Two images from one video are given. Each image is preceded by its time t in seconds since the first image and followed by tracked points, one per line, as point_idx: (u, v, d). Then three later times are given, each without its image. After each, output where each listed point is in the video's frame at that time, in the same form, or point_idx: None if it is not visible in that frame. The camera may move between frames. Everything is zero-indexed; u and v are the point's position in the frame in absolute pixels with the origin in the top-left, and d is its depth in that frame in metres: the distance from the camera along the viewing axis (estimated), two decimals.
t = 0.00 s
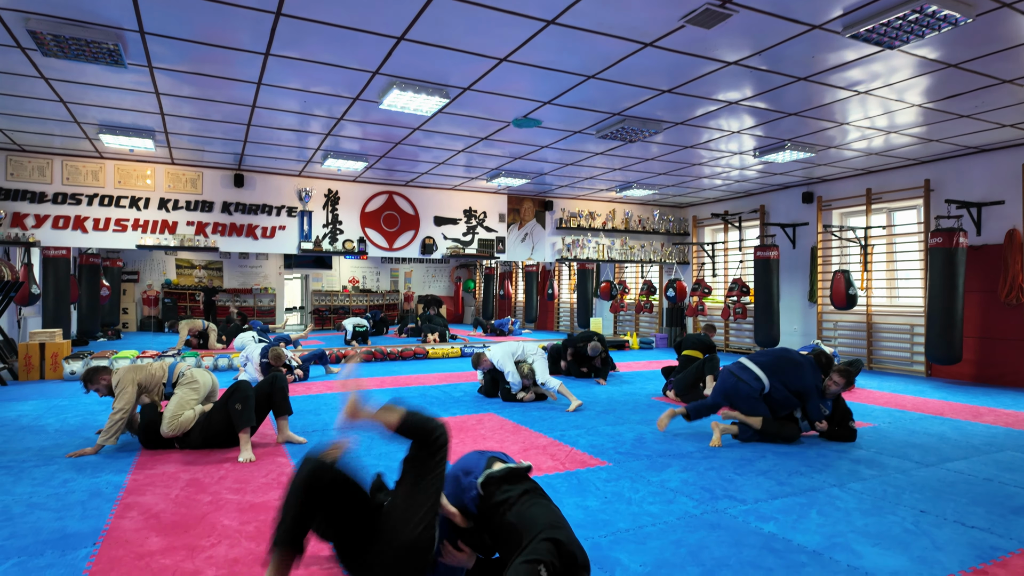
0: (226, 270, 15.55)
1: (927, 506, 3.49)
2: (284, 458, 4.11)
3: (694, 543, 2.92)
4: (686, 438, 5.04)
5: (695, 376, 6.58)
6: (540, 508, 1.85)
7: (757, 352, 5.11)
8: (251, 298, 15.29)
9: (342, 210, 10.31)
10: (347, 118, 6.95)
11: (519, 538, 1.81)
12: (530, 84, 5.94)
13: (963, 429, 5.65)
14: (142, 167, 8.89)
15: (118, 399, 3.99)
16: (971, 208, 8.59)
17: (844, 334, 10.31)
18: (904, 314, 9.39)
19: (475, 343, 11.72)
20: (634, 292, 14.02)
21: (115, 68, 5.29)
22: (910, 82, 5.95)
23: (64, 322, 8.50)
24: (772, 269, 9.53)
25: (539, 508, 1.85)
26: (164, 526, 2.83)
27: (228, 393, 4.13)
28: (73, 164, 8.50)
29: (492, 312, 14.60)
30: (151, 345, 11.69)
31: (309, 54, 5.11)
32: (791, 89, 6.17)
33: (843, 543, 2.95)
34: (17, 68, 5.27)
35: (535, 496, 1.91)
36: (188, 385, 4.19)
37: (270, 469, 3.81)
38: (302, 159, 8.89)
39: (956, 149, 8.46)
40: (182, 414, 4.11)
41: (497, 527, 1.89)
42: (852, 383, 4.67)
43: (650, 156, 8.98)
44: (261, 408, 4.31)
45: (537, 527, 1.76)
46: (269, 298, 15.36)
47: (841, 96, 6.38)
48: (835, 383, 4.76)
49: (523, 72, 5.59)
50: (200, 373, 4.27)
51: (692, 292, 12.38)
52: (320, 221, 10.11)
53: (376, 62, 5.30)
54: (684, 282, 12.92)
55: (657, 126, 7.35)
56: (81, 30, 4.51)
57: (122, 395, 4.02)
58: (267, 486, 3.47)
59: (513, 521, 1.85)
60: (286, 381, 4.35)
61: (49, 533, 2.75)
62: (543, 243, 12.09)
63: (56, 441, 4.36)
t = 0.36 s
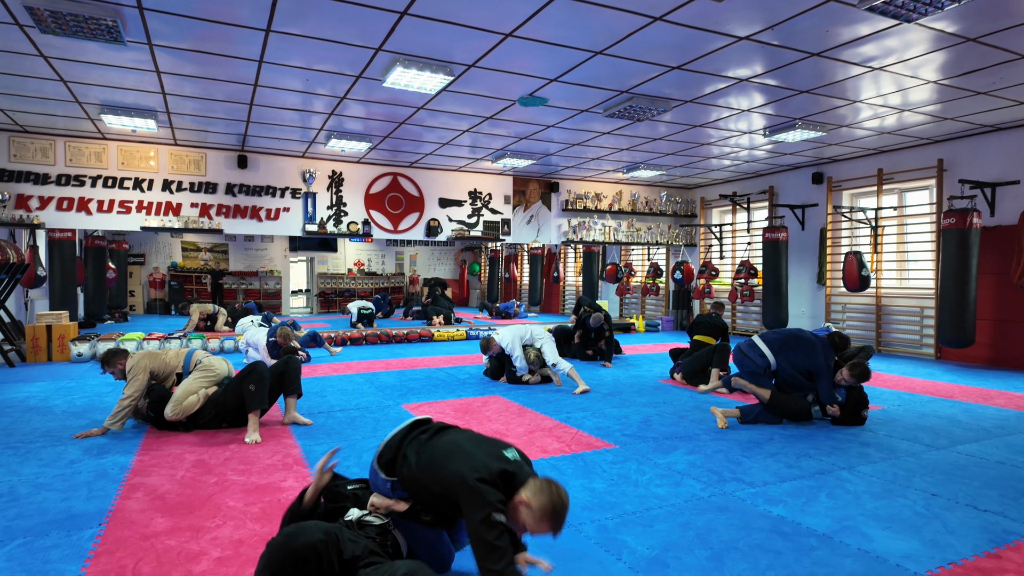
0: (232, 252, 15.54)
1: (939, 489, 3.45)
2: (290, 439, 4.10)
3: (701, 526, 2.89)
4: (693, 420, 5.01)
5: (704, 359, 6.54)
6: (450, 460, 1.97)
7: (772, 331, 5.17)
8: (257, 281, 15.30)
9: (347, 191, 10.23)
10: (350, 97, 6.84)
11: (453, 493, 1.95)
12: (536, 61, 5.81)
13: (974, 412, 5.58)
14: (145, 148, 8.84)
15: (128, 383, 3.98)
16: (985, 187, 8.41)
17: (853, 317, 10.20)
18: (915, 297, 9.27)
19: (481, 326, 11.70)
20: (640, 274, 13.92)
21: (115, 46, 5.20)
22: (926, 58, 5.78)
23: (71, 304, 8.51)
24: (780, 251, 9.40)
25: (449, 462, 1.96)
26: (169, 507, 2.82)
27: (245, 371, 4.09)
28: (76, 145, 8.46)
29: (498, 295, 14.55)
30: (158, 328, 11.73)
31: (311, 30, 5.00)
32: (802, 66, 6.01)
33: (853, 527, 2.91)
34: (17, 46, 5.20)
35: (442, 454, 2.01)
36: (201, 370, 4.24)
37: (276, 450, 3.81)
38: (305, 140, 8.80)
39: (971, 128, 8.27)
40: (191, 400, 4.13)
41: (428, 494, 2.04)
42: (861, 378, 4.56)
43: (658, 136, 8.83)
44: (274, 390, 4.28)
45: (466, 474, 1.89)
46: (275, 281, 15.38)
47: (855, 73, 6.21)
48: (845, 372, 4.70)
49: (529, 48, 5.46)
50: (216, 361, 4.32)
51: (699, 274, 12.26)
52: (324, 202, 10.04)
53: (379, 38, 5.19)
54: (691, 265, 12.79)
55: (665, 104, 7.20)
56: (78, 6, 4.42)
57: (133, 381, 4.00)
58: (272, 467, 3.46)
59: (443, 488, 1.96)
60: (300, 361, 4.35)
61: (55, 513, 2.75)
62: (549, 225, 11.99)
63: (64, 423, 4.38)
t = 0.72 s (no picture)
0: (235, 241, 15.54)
1: (947, 482, 3.40)
2: (290, 429, 4.09)
3: (704, 519, 2.85)
4: (697, 411, 4.96)
5: (707, 348, 6.47)
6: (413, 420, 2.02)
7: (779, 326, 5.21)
8: (260, 269, 15.30)
9: (349, 179, 10.16)
10: (350, 83, 6.74)
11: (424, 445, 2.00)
12: (539, 45, 5.70)
13: (981, 403, 5.52)
14: (145, 135, 8.78)
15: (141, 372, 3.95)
16: (996, 174, 8.26)
17: (859, 306, 10.10)
18: (922, 285, 9.16)
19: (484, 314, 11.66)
20: (645, 263, 13.83)
21: (111, 30, 5.12)
22: (937, 41, 5.64)
23: (74, 293, 8.50)
24: (786, 239, 9.28)
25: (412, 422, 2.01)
26: (167, 498, 2.80)
27: (245, 362, 4.08)
28: (76, 133, 8.41)
29: (501, 283, 14.50)
30: (162, 317, 11.75)
31: (310, 14, 4.91)
32: (811, 49, 5.87)
33: (859, 520, 2.87)
34: (13, 31, 5.12)
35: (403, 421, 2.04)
36: (213, 361, 4.16)
37: (276, 440, 3.79)
38: (306, 127, 8.72)
39: (982, 113, 8.10)
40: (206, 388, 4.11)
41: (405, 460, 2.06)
42: (866, 364, 4.53)
43: (663, 122, 8.70)
44: (278, 380, 4.26)
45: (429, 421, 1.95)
46: (278, 269, 15.38)
47: (865, 57, 6.07)
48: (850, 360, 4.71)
49: (532, 32, 5.35)
50: (229, 353, 4.24)
51: (704, 263, 12.16)
52: (326, 190, 9.97)
53: (379, 22, 5.09)
54: (696, 253, 12.69)
55: (671, 89, 7.07)
56: None
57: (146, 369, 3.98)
58: (272, 458, 3.44)
59: (409, 436, 2.02)
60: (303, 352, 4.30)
61: (52, 505, 2.73)
62: (552, 213, 11.89)
63: (65, 412, 4.37)
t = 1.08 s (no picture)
0: (237, 236, 15.53)
1: (952, 483, 3.38)
2: (292, 427, 4.08)
3: (708, 520, 2.84)
4: (700, 409, 4.94)
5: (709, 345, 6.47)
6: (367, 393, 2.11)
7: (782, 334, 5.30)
8: (262, 264, 15.29)
9: (350, 174, 10.13)
10: (352, 78, 6.69)
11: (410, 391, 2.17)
12: (542, 40, 5.65)
13: (986, 401, 5.49)
14: (146, 130, 8.75)
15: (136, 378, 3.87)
16: (1003, 170, 8.18)
17: (861, 302, 10.07)
18: (927, 281, 9.11)
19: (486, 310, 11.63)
20: (647, 258, 13.79)
21: (110, 25, 5.08)
22: (944, 36, 5.58)
23: (76, 288, 8.48)
24: (789, 235, 9.22)
25: (373, 381, 2.12)
26: (168, 497, 2.79)
27: (223, 365, 4.06)
28: (77, 128, 8.38)
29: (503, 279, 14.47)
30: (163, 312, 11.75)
31: (311, 9, 4.86)
32: (816, 44, 5.81)
33: (864, 522, 2.85)
34: (12, 26, 5.09)
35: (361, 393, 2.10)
36: (204, 363, 4.12)
37: (278, 438, 3.78)
38: (307, 121, 8.68)
39: (989, 108, 8.03)
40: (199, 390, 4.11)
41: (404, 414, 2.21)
42: (870, 356, 4.52)
43: (666, 117, 8.64)
44: (269, 376, 4.22)
45: (400, 366, 2.10)
46: (280, 264, 15.35)
47: (871, 51, 6.00)
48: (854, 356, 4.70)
49: (534, 26, 5.30)
50: (219, 351, 4.20)
51: (706, 258, 12.12)
52: (327, 185, 9.94)
53: (380, 16, 5.04)
54: (699, 249, 12.65)
55: (675, 84, 7.01)
56: None
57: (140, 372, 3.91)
58: (274, 456, 3.43)
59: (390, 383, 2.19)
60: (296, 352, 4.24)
61: (53, 504, 2.72)
62: (555, 208, 11.85)
63: (66, 409, 4.37)
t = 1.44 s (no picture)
0: (243, 235, 15.58)
1: (964, 486, 3.35)
2: (300, 426, 4.09)
3: (718, 522, 2.82)
4: (707, 410, 4.92)
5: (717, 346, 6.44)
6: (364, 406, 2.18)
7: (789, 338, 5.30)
8: (268, 263, 15.34)
9: (356, 173, 10.14)
10: (358, 77, 6.70)
11: (403, 394, 2.26)
12: (549, 39, 5.63)
13: (997, 402, 5.44)
14: (153, 130, 8.78)
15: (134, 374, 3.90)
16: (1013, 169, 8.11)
17: (869, 301, 10.01)
18: (935, 282, 9.03)
19: (492, 309, 11.63)
20: (653, 258, 13.75)
21: (119, 25, 5.09)
22: (954, 34, 5.53)
23: (83, 287, 8.51)
24: (796, 235, 9.17)
25: (368, 393, 2.19)
26: (178, 497, 2.80)
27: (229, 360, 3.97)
28: (85, 127, 8.41)
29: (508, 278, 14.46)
30: (170, 311, 11.79)
31: (318, 9, 4.86)
32: (824, 43, 5.77)
33: (876, 525, 2.83)
34: (21, 26, 5.11)
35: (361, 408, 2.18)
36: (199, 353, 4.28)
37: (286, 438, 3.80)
38: (314, 121, 8.70)
39: (998, 107, 7.96)
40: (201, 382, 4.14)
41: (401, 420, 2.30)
42: (887, 361, 4.52)
43: (673, 116, 8.60)
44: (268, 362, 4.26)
45: (390, 371, 2.19)
46: (286, 263, 15.40)
47: (880, 50, 5.95)
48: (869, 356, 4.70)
49: (542, 25, 5.28)
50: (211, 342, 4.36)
51: (713, 258, 12.07)
52: (334, 184, 9.96)
53: (387, 16, 5.04)
54: (705, 248, 12.61)
55: (682, 83, 6.98)
56: None
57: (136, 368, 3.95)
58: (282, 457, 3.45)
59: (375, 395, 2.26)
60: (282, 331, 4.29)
61: (64, 503, 2.73)
62: (560, 207, 11.83)
63: (76, 408, 4.39)
